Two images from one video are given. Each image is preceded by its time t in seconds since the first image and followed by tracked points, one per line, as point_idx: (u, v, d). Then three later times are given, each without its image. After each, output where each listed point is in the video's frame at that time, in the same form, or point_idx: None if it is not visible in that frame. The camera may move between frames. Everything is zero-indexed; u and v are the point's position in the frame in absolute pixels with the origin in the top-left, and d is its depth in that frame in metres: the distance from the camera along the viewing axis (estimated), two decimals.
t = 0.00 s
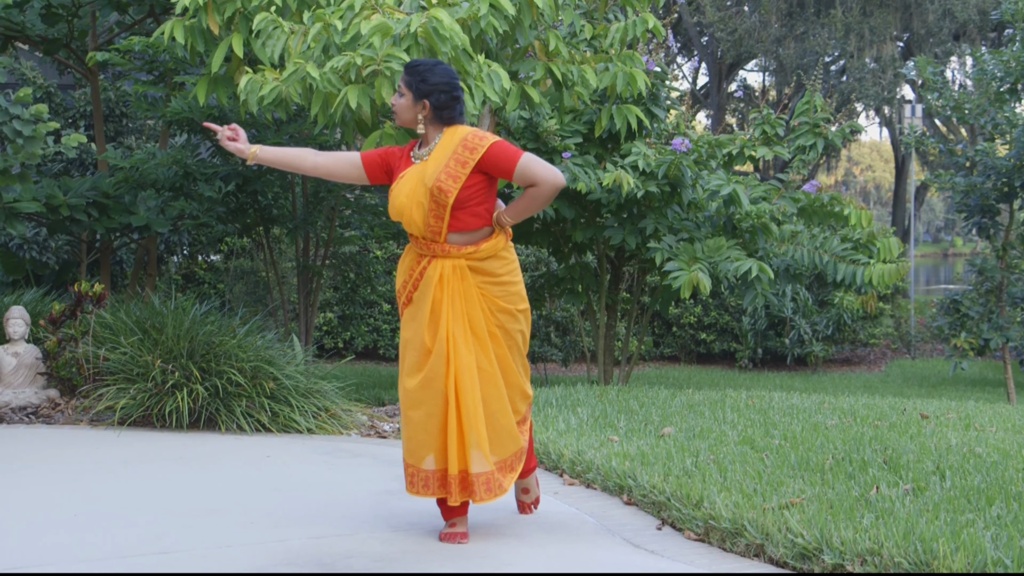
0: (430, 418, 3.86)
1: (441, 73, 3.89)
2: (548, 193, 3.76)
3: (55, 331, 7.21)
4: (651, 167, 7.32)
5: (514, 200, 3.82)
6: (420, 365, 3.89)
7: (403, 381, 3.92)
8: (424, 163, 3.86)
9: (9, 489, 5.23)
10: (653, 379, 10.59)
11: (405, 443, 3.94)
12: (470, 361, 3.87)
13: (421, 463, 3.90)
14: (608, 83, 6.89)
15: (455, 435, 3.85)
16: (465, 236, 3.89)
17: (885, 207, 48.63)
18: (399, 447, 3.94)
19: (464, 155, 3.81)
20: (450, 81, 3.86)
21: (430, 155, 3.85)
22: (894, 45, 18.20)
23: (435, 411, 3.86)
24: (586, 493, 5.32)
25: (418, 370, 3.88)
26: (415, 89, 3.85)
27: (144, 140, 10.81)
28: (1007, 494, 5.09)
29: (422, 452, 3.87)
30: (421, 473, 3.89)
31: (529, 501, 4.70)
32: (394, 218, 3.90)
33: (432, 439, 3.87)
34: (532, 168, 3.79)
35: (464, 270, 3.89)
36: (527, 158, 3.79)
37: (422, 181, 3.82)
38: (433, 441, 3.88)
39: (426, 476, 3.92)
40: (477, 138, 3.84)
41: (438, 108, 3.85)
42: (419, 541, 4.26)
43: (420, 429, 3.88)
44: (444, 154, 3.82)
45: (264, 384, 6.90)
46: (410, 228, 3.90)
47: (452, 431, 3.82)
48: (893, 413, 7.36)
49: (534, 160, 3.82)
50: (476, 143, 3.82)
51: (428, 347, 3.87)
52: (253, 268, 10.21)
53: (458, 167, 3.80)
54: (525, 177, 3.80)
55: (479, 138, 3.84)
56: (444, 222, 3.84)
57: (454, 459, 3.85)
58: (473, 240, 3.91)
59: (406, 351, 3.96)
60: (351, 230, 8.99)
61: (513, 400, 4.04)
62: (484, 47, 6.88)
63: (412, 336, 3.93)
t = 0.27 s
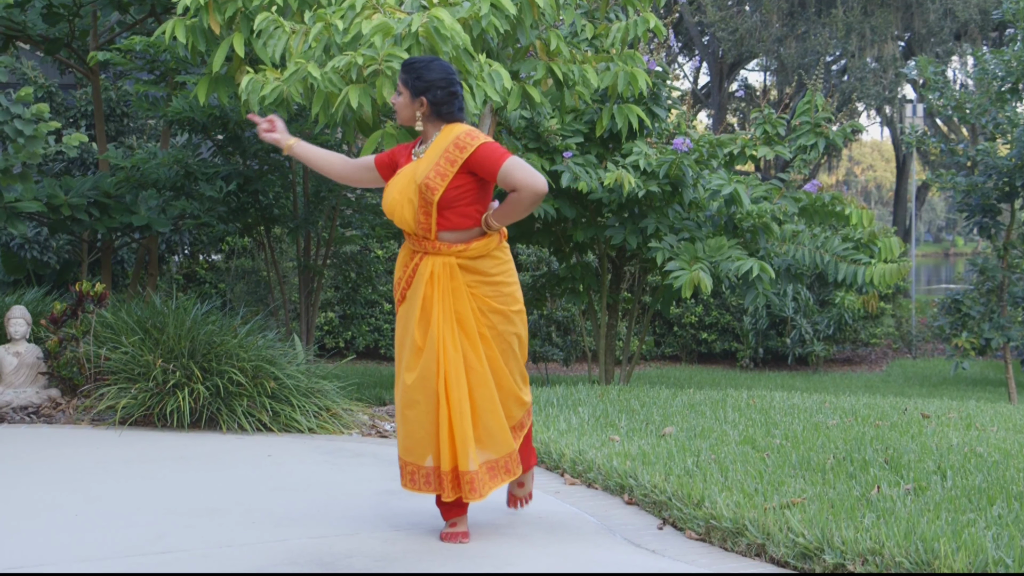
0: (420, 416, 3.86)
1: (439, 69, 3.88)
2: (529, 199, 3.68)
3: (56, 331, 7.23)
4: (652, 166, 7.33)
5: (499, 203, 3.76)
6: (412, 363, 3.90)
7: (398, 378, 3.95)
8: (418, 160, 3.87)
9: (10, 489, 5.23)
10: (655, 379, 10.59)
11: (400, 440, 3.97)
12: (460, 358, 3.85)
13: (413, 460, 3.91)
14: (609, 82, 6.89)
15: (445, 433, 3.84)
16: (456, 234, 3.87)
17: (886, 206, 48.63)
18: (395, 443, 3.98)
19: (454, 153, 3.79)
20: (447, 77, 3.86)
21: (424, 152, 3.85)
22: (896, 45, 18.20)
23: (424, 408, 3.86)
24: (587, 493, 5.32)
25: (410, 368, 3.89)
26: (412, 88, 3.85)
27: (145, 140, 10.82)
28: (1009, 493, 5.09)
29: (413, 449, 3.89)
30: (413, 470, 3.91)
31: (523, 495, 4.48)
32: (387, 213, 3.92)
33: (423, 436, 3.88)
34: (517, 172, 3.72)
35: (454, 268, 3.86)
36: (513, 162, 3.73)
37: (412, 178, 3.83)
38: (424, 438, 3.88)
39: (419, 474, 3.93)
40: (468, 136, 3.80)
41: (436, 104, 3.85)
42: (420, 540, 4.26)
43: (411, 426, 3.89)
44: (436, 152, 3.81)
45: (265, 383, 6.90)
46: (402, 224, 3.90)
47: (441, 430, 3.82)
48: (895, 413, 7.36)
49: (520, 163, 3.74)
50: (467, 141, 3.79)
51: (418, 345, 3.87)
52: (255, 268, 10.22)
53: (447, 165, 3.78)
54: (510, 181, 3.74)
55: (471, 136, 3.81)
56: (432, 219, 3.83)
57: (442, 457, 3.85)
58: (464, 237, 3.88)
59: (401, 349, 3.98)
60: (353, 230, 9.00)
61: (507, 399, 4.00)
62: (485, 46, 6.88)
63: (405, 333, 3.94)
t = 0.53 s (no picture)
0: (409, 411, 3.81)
1: (438, 71, 3.88)
2: (528, 203, 3.67)
3: (57, 331, 7.24)
4: (652, 166, 7.35)
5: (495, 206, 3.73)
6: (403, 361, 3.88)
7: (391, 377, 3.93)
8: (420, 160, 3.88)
9: (10, 489, 5.23)
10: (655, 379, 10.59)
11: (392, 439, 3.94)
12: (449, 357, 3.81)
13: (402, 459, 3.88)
14: (610, 82, 6.90)
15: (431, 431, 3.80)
16: (452, 232, 3.85)
17: (887, 206, 48.63)
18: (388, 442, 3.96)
19: (456, 153, 3.80)
20: (448, 77, 3.86)
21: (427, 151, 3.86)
22: (896, 45, 18.19)
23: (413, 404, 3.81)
24: (587, 493, 5.32)
25: (400, 366, 3.87)
26: (417, 93, 3.84)
27: (146, 139, 10.83)
28: (1009, 493, 5.09)
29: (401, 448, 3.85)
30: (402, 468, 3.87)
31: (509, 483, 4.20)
32: (385, 209, 3.93)
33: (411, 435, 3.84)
34: (518, 177, 3.72)
35: (446, 266, 3.84)
36: (514, 165, 3.73)
37: (412, 175, 3.85)
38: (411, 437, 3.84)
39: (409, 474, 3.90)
40: (473, 136, 3.82)
41: (442, 106, 3.85)
42: (420, 540, 4.26)
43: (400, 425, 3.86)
44: (438, 151, 3.82)
45: (266, 383, 6.89)
46: (399, 222, 3.91)
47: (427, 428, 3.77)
48: (895, 413, 7.36)
49: (521, 167, 3.75)
50: (470, 142, 3.80)
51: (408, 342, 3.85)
52: (255, 268, 10.23)
53: (448, 164, 3.79)
54: (510, 185, 3.73)
55: (475, 137, 3.83)
56: (428, 217, 3.83)
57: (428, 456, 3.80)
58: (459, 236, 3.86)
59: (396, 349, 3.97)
60: (353, 230, 9.00)
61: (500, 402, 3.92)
62: (485, 46, 6.88)
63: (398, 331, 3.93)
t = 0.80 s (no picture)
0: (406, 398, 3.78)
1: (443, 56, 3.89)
2: (528, 187, 3.66)
3: (57, 331, 7.24)
4: (653, 166, 7.35)
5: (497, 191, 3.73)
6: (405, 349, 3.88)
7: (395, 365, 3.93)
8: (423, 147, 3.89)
9: (11, 488, 5.23)
10: (655, 379, 10.59)
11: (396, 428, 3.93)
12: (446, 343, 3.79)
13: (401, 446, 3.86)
14: (610, 83, 6.91)
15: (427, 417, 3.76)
16: (453, 218, 3.86)
17: (887, 206, 48.62)
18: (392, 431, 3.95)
19: (458, 140, 3.80)
20: (456, 62, 3.87)
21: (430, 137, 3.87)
22: (897, 45, 18.19)
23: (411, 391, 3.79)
24: (588, 492, 5.32)
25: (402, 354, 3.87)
26: (431, 79, 3.84)
27: (147, 139, 10.84)
28: (1009, 493, 5.09)
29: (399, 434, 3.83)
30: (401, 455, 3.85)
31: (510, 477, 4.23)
32: (389, 196, 3.94)
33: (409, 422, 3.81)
34: (518, 162, 3.72)
35: (446, 252, 3.84)
36: (515, 150, 3.73)
37: (416, 161, 3.85)
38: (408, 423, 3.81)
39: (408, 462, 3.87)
40: (477, 123, 3.83)
41: (453, 90, 3.87)
42: (421, 540, 4.26)
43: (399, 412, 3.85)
44: (441, 136, 3.83)
45: (266, 383, 6.90)
46: (403, 210, 3.93)
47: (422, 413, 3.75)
48: (896, 413, 7.36)
49: (523, 152, 3.75)
50: (474, 128, 3.81)
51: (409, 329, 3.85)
52: (256, 268, 10.23)
53: (450, 149, 3.80)
54: (511, 171, 3.73)
55: (479, 124, 3.83)
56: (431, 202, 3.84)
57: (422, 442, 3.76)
58: (459, 222, 3.86)
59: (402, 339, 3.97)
60: (353, 230, 9.01)
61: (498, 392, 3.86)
62: (485, 46, 6.89)
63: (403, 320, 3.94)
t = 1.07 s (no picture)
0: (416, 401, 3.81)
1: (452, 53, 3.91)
2: (546, 181, 3.69)
3: (58, 330, 7.24)
4: (654, 167, 7.36)
5: (513, 186, 3.74)
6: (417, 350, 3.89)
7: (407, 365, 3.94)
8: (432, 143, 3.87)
9: (12, 488, 5.23)
10: (656, 379, 10.60)
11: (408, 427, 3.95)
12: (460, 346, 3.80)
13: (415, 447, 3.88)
14: (611, 83, 6.91)
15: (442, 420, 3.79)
16: (464, 216, 3.85)
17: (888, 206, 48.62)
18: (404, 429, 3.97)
19: (471, 137, 3.80)
20: (465, 58, 3.89)
21: (439, 135, 3.85)
22: (898, 45, 18.19)
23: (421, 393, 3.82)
24: (588, 492, 5.32)
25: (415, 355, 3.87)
26: (447, 72, 3.84)
27: (147, 139, 10.84)
28: (1011, 493, 5.09)
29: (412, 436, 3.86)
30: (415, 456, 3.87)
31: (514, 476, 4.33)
32: (398, 194, 3.92)
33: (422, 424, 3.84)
34: (534, 157, 3.75)
35: (457, 253, 3.83)
36: (530, 148, 3.75)
37: (426, 158, 3.83)
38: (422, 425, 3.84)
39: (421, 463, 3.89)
40: (487, 121, 3.82)
41: (465, 86, 3.89)
42: (422, 540, 4.26)
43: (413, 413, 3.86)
44: (452, 135, 3.81)
45: (267, 383, 6.90)
46: (412, 208, 3.91)
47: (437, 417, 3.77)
48: (896, 413, 7.35)
49: (537, 150, 3.78)
50: (485, 126, 3.80)
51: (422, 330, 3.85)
52: (256, 268, 10.24)
53: (463, 147, 3.79)
54: (526, 165, 3.76)
55: (489, 122, 3.83)
56: (442, 202, 3.83)
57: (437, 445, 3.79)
58: (471, 222, 3.85)
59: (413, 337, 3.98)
60: (354, 230, 9.01)
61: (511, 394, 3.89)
62: (486, 46, 6.89)
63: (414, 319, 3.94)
